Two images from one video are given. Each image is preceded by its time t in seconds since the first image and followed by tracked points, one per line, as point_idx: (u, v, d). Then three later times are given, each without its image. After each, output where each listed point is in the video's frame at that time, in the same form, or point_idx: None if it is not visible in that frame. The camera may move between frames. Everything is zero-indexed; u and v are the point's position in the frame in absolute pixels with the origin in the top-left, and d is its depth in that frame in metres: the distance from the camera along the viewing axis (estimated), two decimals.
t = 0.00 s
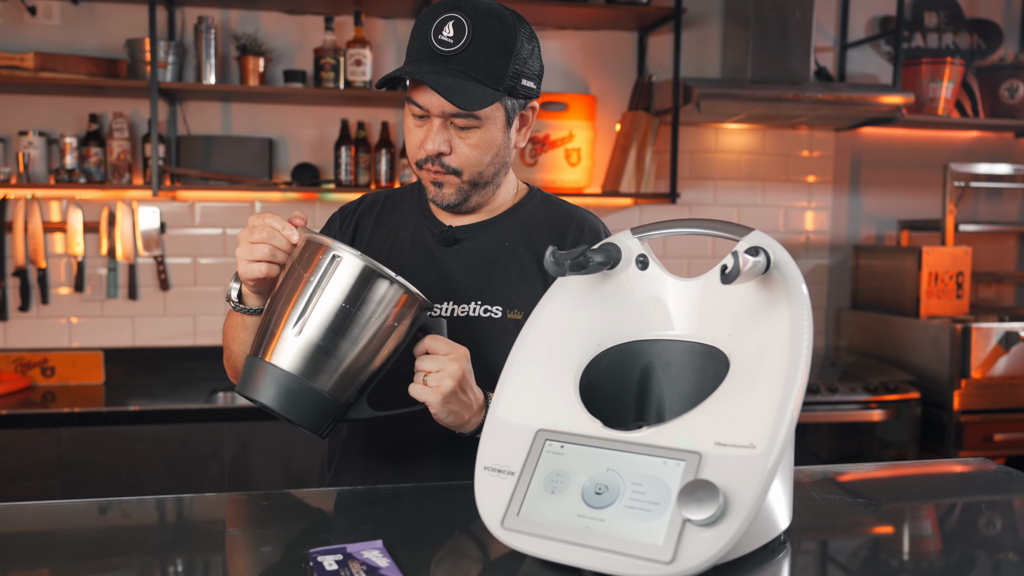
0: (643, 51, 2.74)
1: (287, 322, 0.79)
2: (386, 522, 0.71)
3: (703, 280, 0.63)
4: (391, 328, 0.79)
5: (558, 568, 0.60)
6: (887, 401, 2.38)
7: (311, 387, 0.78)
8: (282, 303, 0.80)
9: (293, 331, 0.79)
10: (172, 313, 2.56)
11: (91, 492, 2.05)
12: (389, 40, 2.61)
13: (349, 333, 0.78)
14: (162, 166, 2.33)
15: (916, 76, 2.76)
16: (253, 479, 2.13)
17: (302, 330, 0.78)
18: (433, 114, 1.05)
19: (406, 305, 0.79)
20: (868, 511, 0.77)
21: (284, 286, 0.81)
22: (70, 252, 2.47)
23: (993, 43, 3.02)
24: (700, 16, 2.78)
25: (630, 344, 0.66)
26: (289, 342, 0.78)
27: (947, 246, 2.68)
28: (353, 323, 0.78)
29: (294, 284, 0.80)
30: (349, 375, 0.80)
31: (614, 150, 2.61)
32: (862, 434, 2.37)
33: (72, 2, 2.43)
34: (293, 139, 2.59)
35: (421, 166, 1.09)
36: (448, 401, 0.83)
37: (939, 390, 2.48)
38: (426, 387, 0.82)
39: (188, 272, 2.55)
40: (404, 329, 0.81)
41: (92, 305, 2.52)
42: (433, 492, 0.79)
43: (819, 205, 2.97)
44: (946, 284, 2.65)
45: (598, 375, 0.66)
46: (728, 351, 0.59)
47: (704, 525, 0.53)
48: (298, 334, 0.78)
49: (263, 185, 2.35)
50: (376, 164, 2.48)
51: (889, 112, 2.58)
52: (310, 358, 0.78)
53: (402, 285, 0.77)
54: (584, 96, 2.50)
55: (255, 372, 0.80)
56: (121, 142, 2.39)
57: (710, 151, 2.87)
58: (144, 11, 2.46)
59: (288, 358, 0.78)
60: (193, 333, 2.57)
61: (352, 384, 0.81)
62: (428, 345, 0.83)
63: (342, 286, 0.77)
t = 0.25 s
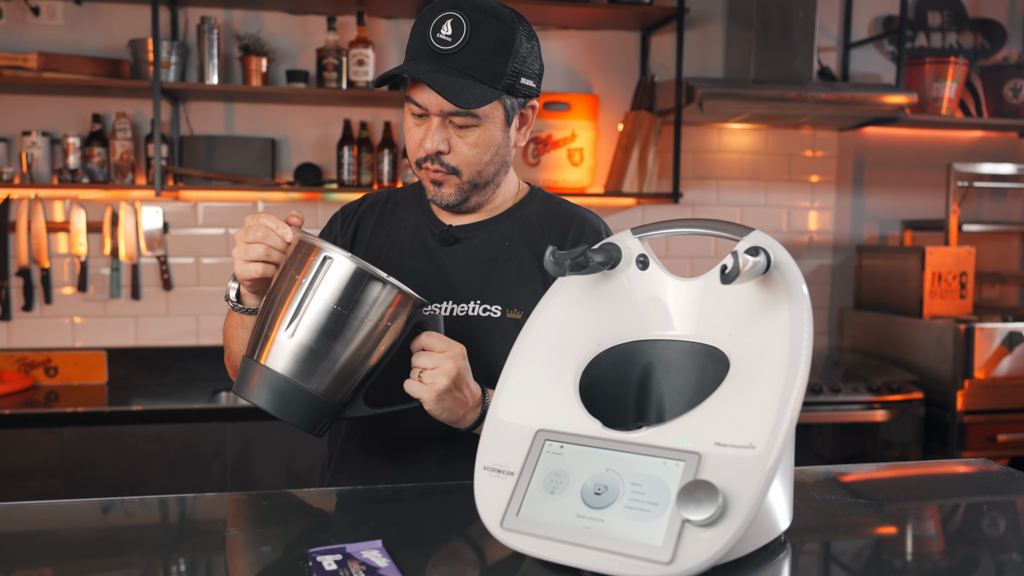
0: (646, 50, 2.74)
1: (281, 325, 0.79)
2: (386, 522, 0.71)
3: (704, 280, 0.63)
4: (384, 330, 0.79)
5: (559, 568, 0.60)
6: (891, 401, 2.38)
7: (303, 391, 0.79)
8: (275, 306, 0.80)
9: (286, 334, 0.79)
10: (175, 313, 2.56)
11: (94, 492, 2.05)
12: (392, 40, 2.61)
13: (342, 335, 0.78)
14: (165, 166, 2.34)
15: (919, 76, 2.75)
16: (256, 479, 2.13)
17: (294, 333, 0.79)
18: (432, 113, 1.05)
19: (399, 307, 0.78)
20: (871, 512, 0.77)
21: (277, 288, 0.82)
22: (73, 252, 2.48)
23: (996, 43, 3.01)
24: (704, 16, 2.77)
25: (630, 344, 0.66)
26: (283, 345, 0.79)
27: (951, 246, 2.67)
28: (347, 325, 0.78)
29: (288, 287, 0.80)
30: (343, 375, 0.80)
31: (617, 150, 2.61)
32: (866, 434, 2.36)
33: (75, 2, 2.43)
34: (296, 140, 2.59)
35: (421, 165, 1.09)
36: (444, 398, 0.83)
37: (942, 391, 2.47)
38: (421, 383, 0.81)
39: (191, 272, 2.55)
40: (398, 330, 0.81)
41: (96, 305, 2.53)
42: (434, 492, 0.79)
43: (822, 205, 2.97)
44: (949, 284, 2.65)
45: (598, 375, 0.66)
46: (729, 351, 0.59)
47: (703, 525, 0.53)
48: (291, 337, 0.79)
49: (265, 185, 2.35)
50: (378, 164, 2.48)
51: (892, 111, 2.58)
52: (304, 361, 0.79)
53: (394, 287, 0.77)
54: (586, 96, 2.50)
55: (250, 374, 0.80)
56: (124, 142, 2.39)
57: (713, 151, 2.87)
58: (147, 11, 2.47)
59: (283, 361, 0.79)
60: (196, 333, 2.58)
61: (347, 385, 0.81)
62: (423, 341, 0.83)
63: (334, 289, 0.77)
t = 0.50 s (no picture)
0: (648, 50, 2.74)
1: (272, 333, 0.80)
2: (386, 522, 0.71)
3: (704, 280, 0.63)
4: (372, 334, 0.79)
5: (558, 569, 0.60)
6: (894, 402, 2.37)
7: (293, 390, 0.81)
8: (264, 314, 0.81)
9: (277, 343, 0.80)
10: (178, 312, 2.56)
11: (97, 492, 2.06)
12: (395, 40, 2.61)
13: (330, 341, 0.79)
14: (168, 166, 2.34)
15: (922, 75, 2.74)
16: (258, 478, 2.13)
17: (283, 344, 0.80)
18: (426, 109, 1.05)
19: (384, 312, 0.78)
20: (875, 512, 0.77)
21: (264, 292, 0.82)
22: (76, 252, 2.48)
23: (1000, 42, 3.00)
24: (707, 16, 2.78)
25: (630, 344, 0.66)
26: (274, 354, 0.81)
27: (954, 246, 2.66)
28: (332, 334, 0.78)
29: (273, 297, 0.79)
30: (335, 375, 0.82)
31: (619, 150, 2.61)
32: (869, 434, 2.36)
33: (79, 2, 2.43)
34: (299, 140, 2.60)
35: (417, 161, 1.10)
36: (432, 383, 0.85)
37: (946, 391, 2.47)
38: (413, 366, 0.84)
39: (193, 272, 2.56)
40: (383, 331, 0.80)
41: (99, 305, 2.53)
42: (434, 492, 0.79)
43: (825, 205, 2.96)
44: (952, 284, 2.64)
45: (598, 375, 0.66)
46: (729, 351, 0.59)
47: (702, 526, 0.53)
48: (280, 347, 0.80)
49: (268, 185, 2.35)
50: (381, 164, 2.48)
51: (896, 111, 2.57)
52: (296, 369, 0.81)
53: (376, 298, 0.76)
54: (589, 96, 2.50)
55: (250, 378, 0.84)
56: (127, 142, 2.39)
57: (716, 151, 2.86)
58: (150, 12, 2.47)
59: (277, 367, 0.81)
60: (199, 332, 2.58)
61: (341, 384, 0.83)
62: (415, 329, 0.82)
63: (317, 301, 0.77)
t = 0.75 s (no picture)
0: (651, 50, 2.73)
1: (252, 296, 0.75)
2: (386, 522, 0.71)
3: (704, 280, 0.63)
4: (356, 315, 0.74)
5: (558, 569, 0.60)
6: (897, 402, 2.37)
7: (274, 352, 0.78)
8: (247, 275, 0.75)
9: (256, 309, 0.75)
10: (181, 312, 2.57)
11: (99, 491, 2.06)
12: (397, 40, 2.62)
13: (308, 316, 0.74)
14: (170, 166, 2.35)
15: (926, 75, 2.74)
16: (260, 478, 2.13)
17: (263, 314, 0.75)
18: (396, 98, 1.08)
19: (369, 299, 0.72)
20: (878, 513, 0.77)
21: (248, 254, 0.75)
22: (79, 252, 2.49)
23: (1004, 42, 2.99)
24: (709, 15, 2.78)
25: (630, 344, 0.66)
26: (253, 318, 0.76)
27: (957, 246, 2.66)
28: (309, 311, 0.72)
29: (258, 262, 0.73)
30: (315, 344, 0.78)
31: (622, 150, 2.61)
32: (872, 435, 2.35)
33: (82, 2, 2.44)
34: (302, 139, 2.60)
35: (395, 152, 1.12)
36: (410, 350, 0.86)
37: (949, 391, 2.46)
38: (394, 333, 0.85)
39: (196, 272, 2.56)
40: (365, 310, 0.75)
41: (102, 304, 2.53)
42: (434, 492, 0.79)
43: (828, 205, 2.96)
44: (956, 284, 2.63)
45: (598, 376, 0.66)
46: (729, 351, 0.59)
47: (702, 526, 0.53)
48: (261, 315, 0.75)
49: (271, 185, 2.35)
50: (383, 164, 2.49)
51: (899, 111, 2.57)
52: (275, 337, 0.76)
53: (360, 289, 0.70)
54: (591, 96, 2.50)
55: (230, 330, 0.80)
56: (130, 142, 2.40)
57: (718, 151, 2.86)
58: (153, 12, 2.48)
59: (256, 331, 0.77)
60: (201, 332, 2.58)
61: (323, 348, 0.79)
62: (397, 302, 0.82)
63: (295, 279, 0.70)
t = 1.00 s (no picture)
0: (654, 50, 2.73)
1: (255, 263, 0.71)
2: (384, 522, 0.71)
3: (703, 280, 0.63)
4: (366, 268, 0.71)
5: (558, 569, 0.60)
6: (901, 402, 2.37)
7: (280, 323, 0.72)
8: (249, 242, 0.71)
9: (262, 276, 0.71)
10: (184, 312, 2.57)
11: (102, 491, 2.06)
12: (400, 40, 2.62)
13: (314, 278, 0.69)
14: (173, 166, 2.35)
15: (929, 75, 2.74)
16: (263, 478, 2.13)
17: (271, 280, 0.70)
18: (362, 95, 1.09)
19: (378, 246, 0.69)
20: (881, 513, 0.77)
21: (249, 222, 0.71)
22: (83, 252, 2.49)
23: (1008, 41, 2.98)
24: (712, 15, 2.77)
25: (630, 344, 0.66)
26: (259, 286, 0.71)
27: (961, 245, 2.65)
28: (315, 270, 0.68)
29: (260, 221, 0.69)
30: (322, 311, 0.73)
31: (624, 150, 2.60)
32: (875, 435, 2.35)
33: (85, 2, 2.44)
34: (304, 139, 2.60)
35: (366, 148, 1.12)
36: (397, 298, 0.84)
37: (952, 391, 2.46)
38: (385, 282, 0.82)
39: (199, 272, 2.56)
40: (368, 266, 0.71)
41: (105, 304, 2.54)
42: (433, 492, 0.79)
43: (831, 205, 2.95)
44: (959, 284, 2.63)
45: (598, 376, 0.65)
46: (729, 351, 0.59)
47: (701, 526, 0.53)
48: (268, 284, 0.71)
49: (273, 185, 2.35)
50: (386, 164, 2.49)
51: (903, 110, 2.56)
52: (284, 305, 0.72)
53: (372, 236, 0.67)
54: (594, 95, 2.50)
55: (232, 308, 0.74)
56: (133, 142, 2.40)
57: (721, 151, 2.86)
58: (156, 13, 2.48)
59: (263, 300, 0.72)
60: (204, 332, 2.59)
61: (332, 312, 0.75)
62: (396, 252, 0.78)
63: (301, 232, 0.67)
